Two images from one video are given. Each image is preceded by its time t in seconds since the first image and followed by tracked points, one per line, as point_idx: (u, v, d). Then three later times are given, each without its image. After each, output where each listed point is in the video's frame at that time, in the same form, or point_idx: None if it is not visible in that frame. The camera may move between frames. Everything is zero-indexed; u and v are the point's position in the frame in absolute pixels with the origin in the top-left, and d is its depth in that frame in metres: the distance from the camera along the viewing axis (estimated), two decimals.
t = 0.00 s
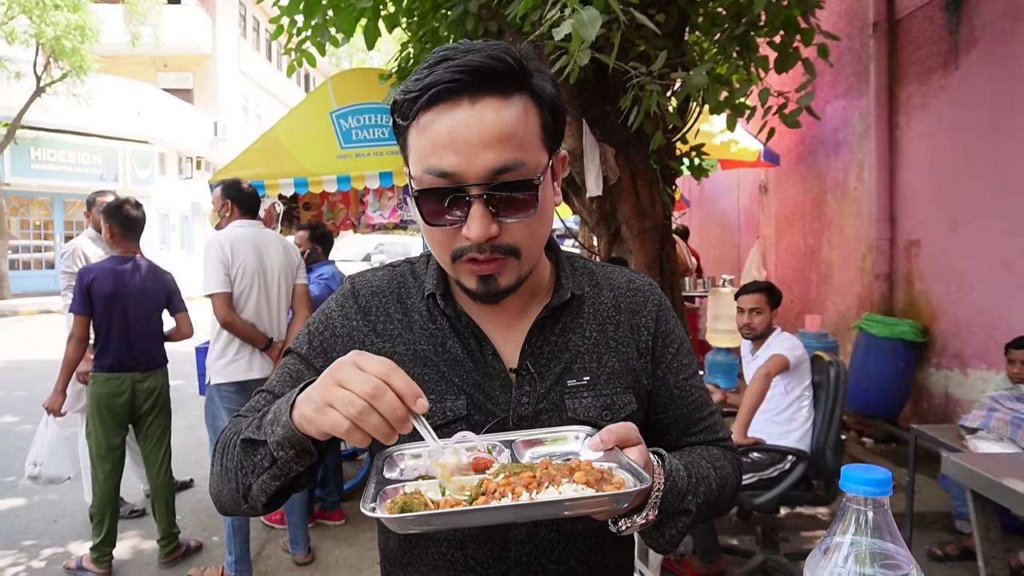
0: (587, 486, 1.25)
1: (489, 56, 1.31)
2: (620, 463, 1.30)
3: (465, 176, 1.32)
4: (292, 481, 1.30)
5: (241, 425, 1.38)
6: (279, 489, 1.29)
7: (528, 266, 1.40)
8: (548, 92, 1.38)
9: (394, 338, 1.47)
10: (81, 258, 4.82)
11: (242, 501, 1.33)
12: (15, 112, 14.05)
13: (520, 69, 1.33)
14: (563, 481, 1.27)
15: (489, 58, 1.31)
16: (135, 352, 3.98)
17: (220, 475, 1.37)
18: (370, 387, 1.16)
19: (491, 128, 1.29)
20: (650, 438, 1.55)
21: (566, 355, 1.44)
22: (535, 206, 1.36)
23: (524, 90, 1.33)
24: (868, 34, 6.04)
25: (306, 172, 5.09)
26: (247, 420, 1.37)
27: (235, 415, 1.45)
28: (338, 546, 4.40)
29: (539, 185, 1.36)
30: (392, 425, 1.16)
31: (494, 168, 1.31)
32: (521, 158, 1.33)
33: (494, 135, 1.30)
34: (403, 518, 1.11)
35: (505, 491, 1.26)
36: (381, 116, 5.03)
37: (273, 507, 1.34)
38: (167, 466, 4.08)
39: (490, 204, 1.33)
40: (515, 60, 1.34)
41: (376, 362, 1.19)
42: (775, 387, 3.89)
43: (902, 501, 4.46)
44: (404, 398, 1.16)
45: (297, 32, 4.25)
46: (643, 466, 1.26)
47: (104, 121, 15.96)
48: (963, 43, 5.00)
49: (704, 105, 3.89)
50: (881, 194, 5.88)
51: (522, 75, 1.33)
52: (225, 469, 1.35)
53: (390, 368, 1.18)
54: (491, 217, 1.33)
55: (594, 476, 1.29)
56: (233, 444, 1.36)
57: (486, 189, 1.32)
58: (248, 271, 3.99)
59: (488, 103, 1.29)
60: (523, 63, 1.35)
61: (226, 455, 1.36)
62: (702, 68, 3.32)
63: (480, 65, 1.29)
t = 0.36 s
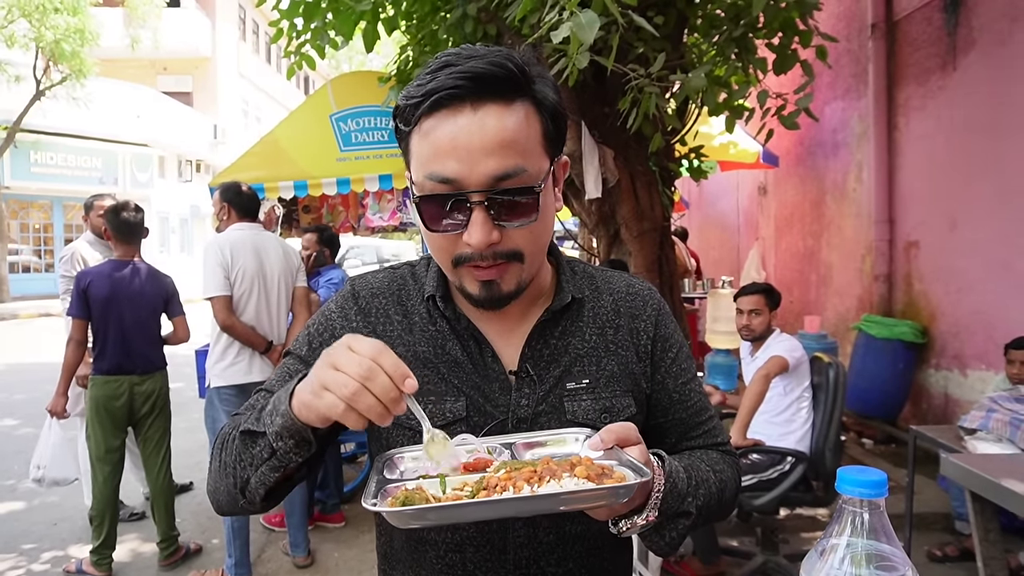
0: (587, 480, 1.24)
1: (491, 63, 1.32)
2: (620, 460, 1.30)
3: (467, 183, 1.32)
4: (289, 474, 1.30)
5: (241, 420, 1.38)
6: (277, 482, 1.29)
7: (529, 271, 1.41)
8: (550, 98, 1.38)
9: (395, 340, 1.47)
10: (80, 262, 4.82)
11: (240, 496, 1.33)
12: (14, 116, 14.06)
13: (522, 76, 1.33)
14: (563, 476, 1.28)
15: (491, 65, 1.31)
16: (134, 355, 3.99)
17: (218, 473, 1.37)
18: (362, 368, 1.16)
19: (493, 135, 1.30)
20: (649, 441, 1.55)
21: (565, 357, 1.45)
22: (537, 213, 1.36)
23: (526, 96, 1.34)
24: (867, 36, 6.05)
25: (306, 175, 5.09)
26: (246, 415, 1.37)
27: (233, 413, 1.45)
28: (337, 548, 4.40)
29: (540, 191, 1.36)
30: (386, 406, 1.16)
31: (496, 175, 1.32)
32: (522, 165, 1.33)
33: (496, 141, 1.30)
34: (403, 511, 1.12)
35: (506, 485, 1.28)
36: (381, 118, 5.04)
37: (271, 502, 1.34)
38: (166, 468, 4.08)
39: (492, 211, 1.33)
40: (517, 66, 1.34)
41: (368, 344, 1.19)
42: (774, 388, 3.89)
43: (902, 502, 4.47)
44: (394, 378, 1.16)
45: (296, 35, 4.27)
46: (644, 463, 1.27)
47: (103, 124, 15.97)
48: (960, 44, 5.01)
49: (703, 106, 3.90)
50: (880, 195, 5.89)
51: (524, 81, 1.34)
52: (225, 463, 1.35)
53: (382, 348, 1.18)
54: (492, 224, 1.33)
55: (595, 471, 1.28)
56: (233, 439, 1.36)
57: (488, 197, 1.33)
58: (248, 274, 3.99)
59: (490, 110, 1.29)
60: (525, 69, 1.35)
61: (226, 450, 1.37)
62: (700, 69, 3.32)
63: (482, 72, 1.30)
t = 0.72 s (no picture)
0: (580, 480, 1.26)
1: (490, 75, 1.32)
2: (614, 459, 1.30)
3: (465, 195, 1.33)
4: (300, 487, 1.31)
5: (242, 429, 1.36)
6: (288, 495, 1.30)
7: (526, 278, 1.43)
8: (549, 109, 1.38)
9: (395, 340, 1.47)
10: (76, 263, 4.82)
11: (244, 504, 1.34)
12: (12, 117, 14.02)
13: (521, 87, 1.34)
14: (557, 476, 1.29)
15: (490, 76, 1.31)
16: (121, 357, 3.96)
17: (220, 478, 1.38)
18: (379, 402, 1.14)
19: (493, 148, 1.30)
20: (647, 441, 1.56)
21: (564, 357, 1.45)
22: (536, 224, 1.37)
23: (526, 107, 1.34)
24: (864, 40, 6.07)
25: (304, 177, 5.07)
26: (249, 428, 1.35)
27: (233, 416, 1.45)
28: (334, 551, 4.39)
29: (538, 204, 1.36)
30: (403, 439, 1.14)
31: (494, 188, 1.32)
32: (521, 177, 1.34)
33: (495, 154, 1.31)
34: (396, 515, 1.12)
35: (499, 487, 1.27)
36: (379, 121, 5.05)
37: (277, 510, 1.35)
38: (164, 470, 4.07)
39: (490, 222, 1.34)
40: (516, 78, 1.34)
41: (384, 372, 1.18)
42: (772, 391, 3.88)
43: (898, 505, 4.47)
44: (410, 411, 1.15)
45: (295, 37, 4.27)
46: (638, 462, 1.27)
47: (101, 126, 15.94)
48: (957, 48, 5.03)
49: (700, 110, 3.91)
50: (877, 199, 5.91)
51: (523, 92, 1.34)
52: (229, 471, 1.35)
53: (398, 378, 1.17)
54: (491, 236, 1.34)
55: (587, 470, 1.29)
56: (235, 447, 1.35)
57: (486, 208, 1.33)
58: (246, 275, 3.99)
59: (489, 122, 1.29)
60: (524, 80, 1.35)
61: (228, 458, 1.36)
62: (698, 73, 3.33)
63: (481, 84, 1.30)
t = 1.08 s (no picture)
0: (581, 483, 1.26)
1: (488, 82, 1.31)
2: (614, 461, 1.30)
3: (462, 204, 1.33)
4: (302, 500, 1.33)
5: (241, 443, 1.37)
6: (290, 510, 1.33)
7: (525, 286, 1.43)
8: (547, 114, 1.38)
9: (395, 340, 1.47)
10: (80, 263, 4.85)
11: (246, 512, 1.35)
12: (15, 117, 14.04)
13: (518, 93, 1.33)
14: (558, 478, 1.30)
15: (487, 84, 1.31)
16: (89, 359, 3.96)
17: (224, 485, 1.39)
18: (328, 458, 1.18)
19: (490, 155, 1.30)
20: (647, 440, 1.56)
21: (564, 357, 1.45)
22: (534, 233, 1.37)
23: (523, 113, 1.34)
24: (866, 40, 6.06)
25: (306, 177, 5.10)
26: (243, 444, 1.36)
27: (235, 422, 1.46)
28: (336, 550, 4.39)
29: (535, 214, 1.36)
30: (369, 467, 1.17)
31: (492, 197, 1.32)
32: (519, 185, 1.34)
33: (492, 162, 1.31)
34: (398, 516, 1.12)
35: (500, 488, 1.28)
36: (381, 121, 5.04)
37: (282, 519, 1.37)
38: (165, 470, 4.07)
39: (487, 232, 1.34)
40: (514, 84, 1.33)
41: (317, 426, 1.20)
42: (773, 391, 3.87)
43: (901, 505, 4.46)
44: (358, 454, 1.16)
45: (297, 37, 4.27)
46: (639, 464, 1.26)
47: (104, 126, 15.97)
48: (960, 48, 5.02)
49: (702, 110, 3.91)
50: (880, 199, 5.89)
51: (521, 98, 1.34)
52: (229, 483, 1.36)
53: (327, 434, 1.18)
54: (489, 244, 1.35)
55: (589, 472, 1.30)
56: (233, 463, 1.36)
57: (483, 216, 1.33)
58: (251, 274, 3.99)
59: (487, 129, 1.29)
60: (522, 86, 1.35)
61: (229, 469, 1.37)
62: (700, 73, 3.33)
63: (478, 91, 1.29)
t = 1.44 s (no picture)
0: (577, 475, 1.25)
1: (481, 73, 1.31)
2: (612, 454, 1.28)
3: (459, 195, 1.33)
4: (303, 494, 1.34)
5: (244, 436, 1.38)
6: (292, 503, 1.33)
7: (525, 278, 1.42)
8: (543, 105, 1.38)
9: (397, 337, 1.47)
10: (86, 256, 4.86)
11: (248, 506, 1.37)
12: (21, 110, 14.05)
13: (513, 85, 1.33)
14: (553, 470, 1.28)
15: (481, 74, 1.31)
16: (84, 353, 4.01)
17: (226, 479, 1.39)
18: (351, 429, 1.16)
19: (485, 146, 1.30)
20: (650, 438, 1.56)
21: (565, 354, 1.45)
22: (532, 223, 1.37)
23: (518, 104, 1.34)
24: (874, 39, 6.04)
25: (311, 172, 5.14)
26: (244, 439, 1.37)
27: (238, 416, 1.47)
28: (339, 545, 4.41)
29: (532, 202, 1.36)
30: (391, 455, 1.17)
31: (487, 187, 1.32)
32: (514, 175, 1.34)
33: (487, 152, 1.31)
34: (395, 510, 1.13)
35: (496, 482, 1.28)
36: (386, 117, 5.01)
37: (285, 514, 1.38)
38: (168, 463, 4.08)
39: (484, 224, 1.34)
40: (508, 75, 1.33)
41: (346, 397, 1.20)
42: (778, 391, 3.87)
43: (904, 506, 4.46)
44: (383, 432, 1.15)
45: (303, 32, 4.27)
46: (638, 458, 1.25)
47: (110, 119, 15.98)
48: (968, 49, 5.00)
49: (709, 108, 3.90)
50: (886, 199, 5.88)
51: (515, 89, 1.33)
52: (231, 478, 1.37)
53: (360, 401, 1.17)
54: (487, 236, 1.34)
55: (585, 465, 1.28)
56: (235, 455, 1.37)
57: (480, 207, 1.33)
58: (264, 268, 4.03)
59: (482, 120, 1.29)
60: (517, 76, 1.35)
61: (230, 464, 1.38)
62: (707, 71, 3.32)
63: (472, 82, 1.30)
